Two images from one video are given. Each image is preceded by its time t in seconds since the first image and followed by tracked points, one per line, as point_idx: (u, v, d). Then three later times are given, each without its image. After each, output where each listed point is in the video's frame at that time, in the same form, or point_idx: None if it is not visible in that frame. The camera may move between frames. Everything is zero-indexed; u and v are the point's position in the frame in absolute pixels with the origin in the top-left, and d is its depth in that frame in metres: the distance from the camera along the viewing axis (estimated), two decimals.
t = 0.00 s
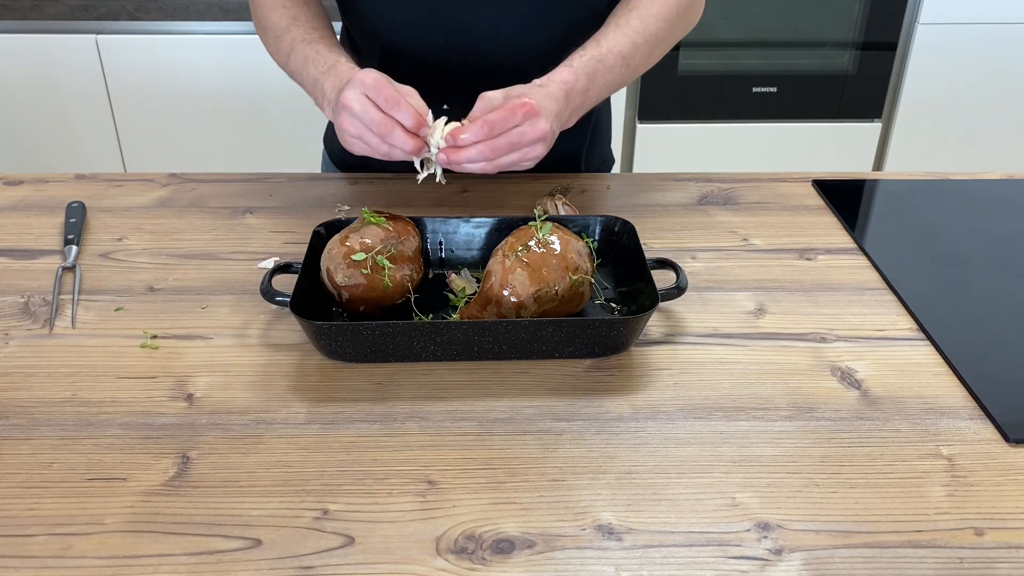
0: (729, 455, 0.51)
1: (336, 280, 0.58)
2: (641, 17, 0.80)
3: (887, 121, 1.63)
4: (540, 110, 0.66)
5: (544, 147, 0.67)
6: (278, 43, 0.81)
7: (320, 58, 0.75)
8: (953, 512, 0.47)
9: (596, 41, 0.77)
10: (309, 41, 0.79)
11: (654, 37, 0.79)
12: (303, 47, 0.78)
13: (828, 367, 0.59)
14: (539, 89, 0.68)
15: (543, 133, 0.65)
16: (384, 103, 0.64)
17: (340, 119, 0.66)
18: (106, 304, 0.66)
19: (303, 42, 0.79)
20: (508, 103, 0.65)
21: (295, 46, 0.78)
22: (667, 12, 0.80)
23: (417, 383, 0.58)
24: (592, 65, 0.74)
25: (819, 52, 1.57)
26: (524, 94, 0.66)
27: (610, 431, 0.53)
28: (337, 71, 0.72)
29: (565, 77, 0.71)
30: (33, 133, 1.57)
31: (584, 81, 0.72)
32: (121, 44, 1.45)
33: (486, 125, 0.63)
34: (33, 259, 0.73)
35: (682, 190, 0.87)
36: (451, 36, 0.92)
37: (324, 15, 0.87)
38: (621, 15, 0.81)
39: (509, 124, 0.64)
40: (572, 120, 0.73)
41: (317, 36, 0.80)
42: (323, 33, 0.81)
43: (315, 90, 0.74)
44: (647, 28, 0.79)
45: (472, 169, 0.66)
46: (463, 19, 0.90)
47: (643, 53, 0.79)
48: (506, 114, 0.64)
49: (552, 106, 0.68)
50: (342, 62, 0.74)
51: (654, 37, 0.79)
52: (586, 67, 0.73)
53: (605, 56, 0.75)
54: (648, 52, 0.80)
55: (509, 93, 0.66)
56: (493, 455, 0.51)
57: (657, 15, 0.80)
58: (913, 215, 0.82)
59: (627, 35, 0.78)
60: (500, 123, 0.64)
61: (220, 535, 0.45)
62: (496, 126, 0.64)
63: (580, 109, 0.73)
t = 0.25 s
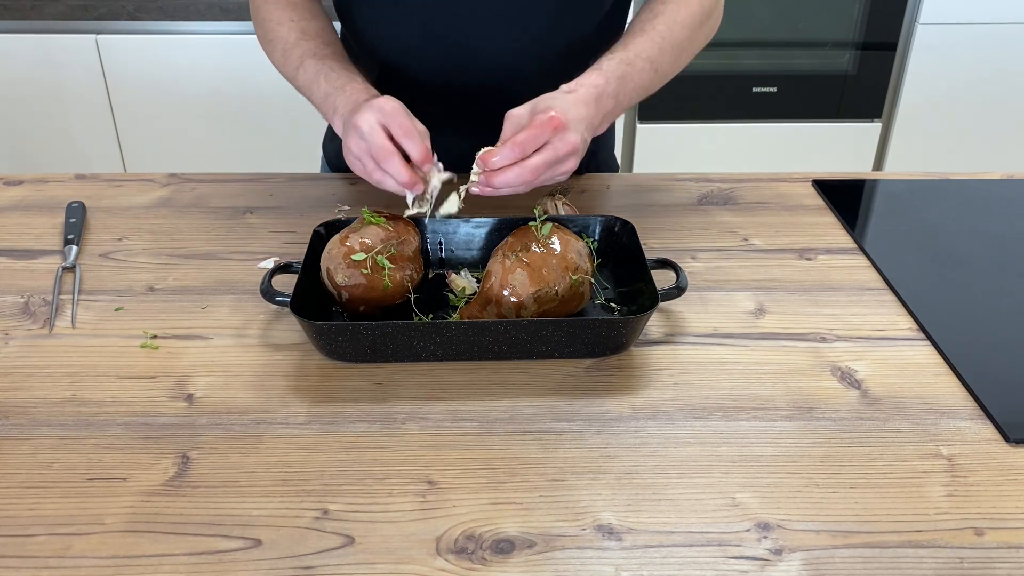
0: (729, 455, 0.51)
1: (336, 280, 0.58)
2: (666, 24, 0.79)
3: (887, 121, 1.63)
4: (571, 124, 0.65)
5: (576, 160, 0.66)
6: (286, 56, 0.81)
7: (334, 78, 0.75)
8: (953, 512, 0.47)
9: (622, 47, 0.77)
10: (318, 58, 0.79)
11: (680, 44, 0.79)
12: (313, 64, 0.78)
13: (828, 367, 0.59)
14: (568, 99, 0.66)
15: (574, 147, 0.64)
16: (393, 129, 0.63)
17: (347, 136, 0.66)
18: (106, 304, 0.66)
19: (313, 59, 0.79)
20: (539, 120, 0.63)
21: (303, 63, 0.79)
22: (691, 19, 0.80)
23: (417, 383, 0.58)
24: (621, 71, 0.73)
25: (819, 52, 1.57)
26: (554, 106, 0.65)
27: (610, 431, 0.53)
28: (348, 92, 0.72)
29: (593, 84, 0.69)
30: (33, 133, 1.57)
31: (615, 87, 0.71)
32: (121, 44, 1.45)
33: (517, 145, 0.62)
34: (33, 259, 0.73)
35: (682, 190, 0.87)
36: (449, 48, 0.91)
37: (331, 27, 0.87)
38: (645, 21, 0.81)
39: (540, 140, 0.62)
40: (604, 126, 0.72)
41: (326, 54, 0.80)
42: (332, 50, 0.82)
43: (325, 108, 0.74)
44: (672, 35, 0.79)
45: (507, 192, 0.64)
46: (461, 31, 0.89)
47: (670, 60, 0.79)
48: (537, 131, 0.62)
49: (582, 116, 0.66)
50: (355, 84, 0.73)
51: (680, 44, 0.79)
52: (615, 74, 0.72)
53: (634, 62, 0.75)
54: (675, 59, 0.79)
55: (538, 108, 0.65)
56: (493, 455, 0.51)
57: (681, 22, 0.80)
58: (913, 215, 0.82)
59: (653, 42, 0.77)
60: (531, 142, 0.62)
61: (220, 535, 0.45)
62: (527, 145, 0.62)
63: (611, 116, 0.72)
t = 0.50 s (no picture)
0: (729, 455, 0.51)
1: (336, 280, 0.58)
2: (685, 39, 0.80)
3: (887, 121, 1.63)
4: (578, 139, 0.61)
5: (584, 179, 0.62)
6: (289, 55, 0.81)
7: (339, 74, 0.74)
8: (953, 512, 0.47)
9: (641, 61, 0.77)
10: (322, 54, 0.79)
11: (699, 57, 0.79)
12: (317, 61, 0.78)
13: (828, 367, 0.59)
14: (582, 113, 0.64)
15: (581, 166, 0.61)
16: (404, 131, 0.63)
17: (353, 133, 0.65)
18: (106, 304, 0.66)
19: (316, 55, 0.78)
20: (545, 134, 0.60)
21: (307, 60, 0.78)
22: (711, 32, 0.81)
23: (417, 383, 0.58)
24: (639, 86, 0.72)
25: (819, 52, 1.57)
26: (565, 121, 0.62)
27: (610, 431, 0.53)
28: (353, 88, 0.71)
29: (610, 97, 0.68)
30: (33, 132, 1.57)
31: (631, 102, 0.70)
32: (121, 44, 1.45)
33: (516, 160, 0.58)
34: (33, 259, 0.73)
35: (682, 190, 0.87)
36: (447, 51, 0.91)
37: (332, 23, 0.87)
38: (662, 34, 0.81)
39: (542, 156, 0.59)
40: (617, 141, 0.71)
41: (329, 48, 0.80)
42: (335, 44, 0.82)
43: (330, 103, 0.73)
44: (693, 48, 0.79)
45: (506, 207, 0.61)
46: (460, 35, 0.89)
47: (689, 74, 0.79)
48: (539, 146, 0.58)
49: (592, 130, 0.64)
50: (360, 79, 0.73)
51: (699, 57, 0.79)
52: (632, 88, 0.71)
53: (651, 76, 0.74)
54: (693, 72, 0.79)
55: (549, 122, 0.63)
56: (493, 455, 0.51)
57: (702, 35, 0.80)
58: (913, 215, 0.82)
59: (672, 56, 0.78)
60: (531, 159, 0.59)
61: (220, 535, 0.45)
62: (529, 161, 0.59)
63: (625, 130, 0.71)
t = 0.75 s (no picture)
0: (729, 455, 0.51)
1: (336, 280, 0.58)
2: (678, 42, 0.80)
3: (887, 121, 1.63)
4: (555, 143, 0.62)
5: (556, 181, 0.63)
6: (281, 54, 0.80)
7: (333, 68, 0.74)
8: (953, 512, 0.47)
9: (632, 60, 0.76)
10: (313, 51, 0.78)
11: (691, 62, 0.79)
12: (308, 58, 0.77)
13: (828, 367, 0.59)
14: (567, 113, 0.64)
15: (555, 169, 0.62)
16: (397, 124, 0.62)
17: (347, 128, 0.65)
18: (106, 304, 0.66)
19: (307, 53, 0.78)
20: (523, 134, 0.61)
21: (299, 57, 0.78)
22: (705, 37, 0.81)
23: (417, 383, 0.58)
24: (628, 87, 0.72)
25: (819, 53, 1.58)
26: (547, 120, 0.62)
27: (609, 431, 0.53)
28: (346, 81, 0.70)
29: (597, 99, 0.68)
30: (33, 132, 1.57)
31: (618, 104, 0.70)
32: (120, 44, 1.45)
33: (493, 160, 0.60)
34: (33, 259, 0.73)
35: (682, 190, 0.87)
36: (447, 53, 0.91)
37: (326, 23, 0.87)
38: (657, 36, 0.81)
39: (515, 158, 0.60)
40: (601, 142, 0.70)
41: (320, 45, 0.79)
42: (327, 42, 0.81)
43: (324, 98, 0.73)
44: (685, 52, 0.79)
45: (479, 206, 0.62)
46: (460, 36, 0.90)
47: (680, 79, 0.79)
48: (516, 148, 0.60)
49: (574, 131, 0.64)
50: (353, 72, 0.72)
51: (692, 62, 0.79)
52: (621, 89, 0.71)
53: (641, 77, 0.74)
54: (684, 76, 0.79)
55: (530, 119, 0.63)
56: (493, 455, 0.51)
57: (695, 39, 0.80)
58: (913, 215, 0.82)
59: (664, 59, 0.77)
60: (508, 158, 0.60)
61: (220, 535, 0.45)
62: (504, 162, 0.60)
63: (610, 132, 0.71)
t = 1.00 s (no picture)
0: (729, 455, 0.51)
1: (336, 280, 0.58)
2: (667, 41, 0.79)
3: (887, 121, 1.63)
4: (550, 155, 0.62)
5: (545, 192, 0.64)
6: (279, 55, 0.80)
7: (330, 69, 0.74)
8: (953, 512, 0.47)
9: (620, 58, 0.76)
10: (310, 51, 0.78)
11: (680, 62, 0.79)
12: (306, 58, 0.77)
13: (828, 367, 0.59)
14: (551, 118, 0.64)
15: (546, 185, 0.62)
16: (395, 128, 0.62)
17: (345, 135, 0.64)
18: (106, 304, 0.66)
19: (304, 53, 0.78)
20: (517, 153, 0.60)
21: (297, 57, 0.78)
22: (696, 35, 0.81)
23: (417, 383, 0.58)
24: (612, 86, 0.72)
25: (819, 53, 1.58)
26: (534, 131, 0.62)
27: (610, 431, 0.53)
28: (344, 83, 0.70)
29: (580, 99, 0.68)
30: (33, 132, 1.57)
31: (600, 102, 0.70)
32: (120, 44, 1.45)
33: (487, 179, 0.60)
34: (33, 259, 0.73)
35: (682, 190, 0.87)
36: (447, 52, 0.91)
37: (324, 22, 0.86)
38: (647, 32, 0.80)
39: (513, 177, 0.60)
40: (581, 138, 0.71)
41: (317, 44, 0.79)
42: (324, 40, 0.81)
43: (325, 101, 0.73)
44: (675, 51, 0.79)
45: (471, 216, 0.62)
46: (459, 36, 0.90)
47: (667, 78, 0.79)
48: (511, 170, 0.60)
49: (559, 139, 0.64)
50: (350, 72, 0.72)
51: (681, 62, 0.80)
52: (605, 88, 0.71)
53: (625, 76, 0.74)
54: (671, 76, 0.80)
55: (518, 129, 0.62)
56: (493, 455, 0.51)
57: (686, 39, 0.80)
58: (913, 215, 0.82)
59: (652, 58, 0.77)
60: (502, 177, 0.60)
61: (220, 535, 0.45)
62: (500, 181, 0.60)
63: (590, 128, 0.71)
